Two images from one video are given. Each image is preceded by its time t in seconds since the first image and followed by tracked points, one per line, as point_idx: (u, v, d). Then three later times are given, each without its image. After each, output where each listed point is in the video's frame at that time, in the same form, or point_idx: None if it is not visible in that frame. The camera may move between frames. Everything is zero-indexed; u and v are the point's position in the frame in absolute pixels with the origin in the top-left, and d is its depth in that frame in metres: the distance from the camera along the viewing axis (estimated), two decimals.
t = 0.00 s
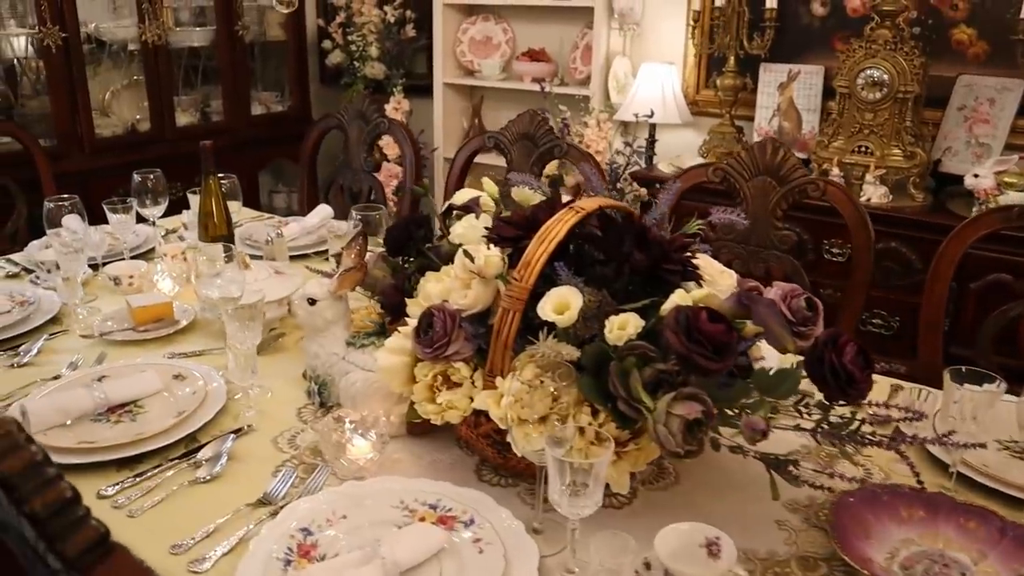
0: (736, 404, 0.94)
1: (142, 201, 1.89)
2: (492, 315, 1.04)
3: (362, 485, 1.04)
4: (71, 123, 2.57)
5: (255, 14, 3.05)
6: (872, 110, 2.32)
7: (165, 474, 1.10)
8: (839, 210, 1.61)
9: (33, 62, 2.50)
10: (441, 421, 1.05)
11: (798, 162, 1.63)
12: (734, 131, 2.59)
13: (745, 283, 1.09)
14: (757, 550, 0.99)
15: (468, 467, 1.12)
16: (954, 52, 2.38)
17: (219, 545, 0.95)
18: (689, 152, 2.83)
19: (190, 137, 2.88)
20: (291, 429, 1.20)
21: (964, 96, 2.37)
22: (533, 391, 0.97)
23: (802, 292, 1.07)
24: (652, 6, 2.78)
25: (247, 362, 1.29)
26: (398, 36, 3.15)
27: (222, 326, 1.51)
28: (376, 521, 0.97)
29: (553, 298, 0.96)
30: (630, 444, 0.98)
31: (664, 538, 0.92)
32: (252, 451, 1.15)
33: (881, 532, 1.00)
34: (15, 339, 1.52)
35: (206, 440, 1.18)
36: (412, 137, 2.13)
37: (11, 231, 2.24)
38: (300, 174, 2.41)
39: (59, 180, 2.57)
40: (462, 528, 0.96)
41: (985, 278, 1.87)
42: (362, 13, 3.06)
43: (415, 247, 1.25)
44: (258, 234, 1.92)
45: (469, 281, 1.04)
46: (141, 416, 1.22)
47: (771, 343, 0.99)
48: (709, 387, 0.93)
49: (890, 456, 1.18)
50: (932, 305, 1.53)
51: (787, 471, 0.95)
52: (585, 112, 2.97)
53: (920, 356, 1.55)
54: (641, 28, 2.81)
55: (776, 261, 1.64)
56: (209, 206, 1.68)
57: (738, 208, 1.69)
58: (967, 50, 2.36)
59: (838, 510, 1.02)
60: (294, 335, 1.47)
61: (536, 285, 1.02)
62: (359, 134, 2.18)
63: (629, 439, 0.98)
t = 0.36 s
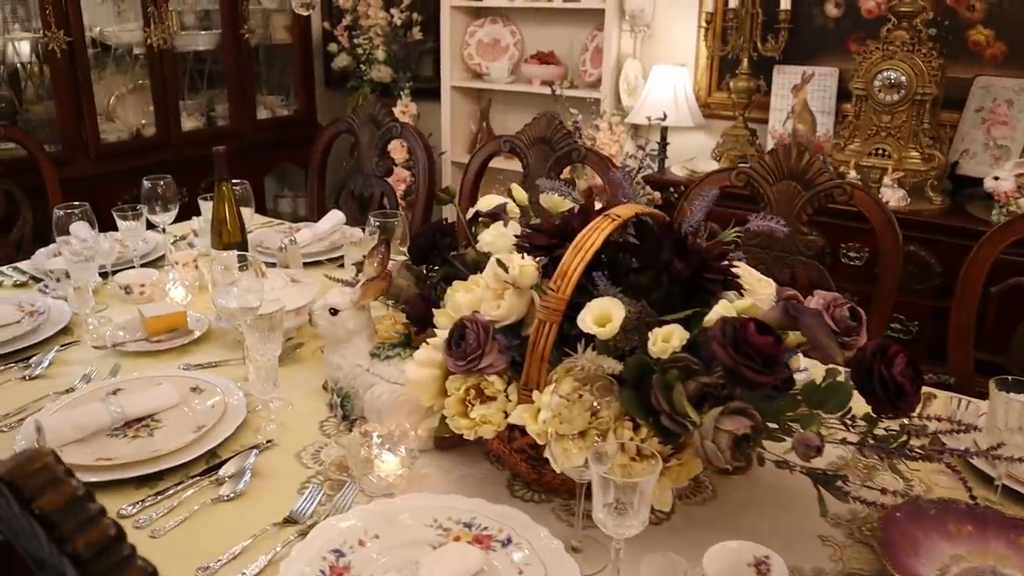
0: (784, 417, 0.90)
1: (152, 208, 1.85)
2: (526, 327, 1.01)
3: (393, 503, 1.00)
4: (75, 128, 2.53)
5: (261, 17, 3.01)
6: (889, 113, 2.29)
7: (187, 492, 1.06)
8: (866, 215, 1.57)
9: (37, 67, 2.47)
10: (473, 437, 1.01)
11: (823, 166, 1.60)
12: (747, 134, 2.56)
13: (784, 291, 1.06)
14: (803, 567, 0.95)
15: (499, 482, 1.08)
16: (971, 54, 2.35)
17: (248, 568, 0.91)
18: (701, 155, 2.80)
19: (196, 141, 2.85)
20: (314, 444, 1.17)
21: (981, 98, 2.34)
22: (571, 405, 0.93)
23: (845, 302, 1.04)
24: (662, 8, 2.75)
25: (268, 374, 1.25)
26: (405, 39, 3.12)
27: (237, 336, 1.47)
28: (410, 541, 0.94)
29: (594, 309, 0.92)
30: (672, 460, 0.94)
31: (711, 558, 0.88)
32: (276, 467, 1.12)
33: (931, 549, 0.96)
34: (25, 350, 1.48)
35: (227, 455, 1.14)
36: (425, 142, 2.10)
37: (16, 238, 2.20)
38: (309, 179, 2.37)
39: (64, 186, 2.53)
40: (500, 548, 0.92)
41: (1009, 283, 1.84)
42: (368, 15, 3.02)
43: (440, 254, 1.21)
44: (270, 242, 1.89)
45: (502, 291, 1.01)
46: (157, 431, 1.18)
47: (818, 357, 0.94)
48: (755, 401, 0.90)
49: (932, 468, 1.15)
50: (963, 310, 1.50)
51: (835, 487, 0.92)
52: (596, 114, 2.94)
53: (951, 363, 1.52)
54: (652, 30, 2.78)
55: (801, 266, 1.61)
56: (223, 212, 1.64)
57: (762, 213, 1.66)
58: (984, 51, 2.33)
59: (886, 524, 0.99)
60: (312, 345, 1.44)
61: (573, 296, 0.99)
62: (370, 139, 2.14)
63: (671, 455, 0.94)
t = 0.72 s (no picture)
0: (834, 430, 0.86)
1: (160, 214, 1.81)
2: (559, 337, 0.97)
3: (422, 521, 0.96)
4: (80, 131, 2.49)
5: (266, 18, 2.97)
6: (908, 113, 2.25)
7: (206, 510, 1.02)
8: (895, 217, 1.54)
9: (40, 70, 2.43)
10: (505, 451, 0.97)
11: (850, 168, 1.56)
12: (762, 135, 2.52)
13: (825, 299, 1.02)
14: None
15: (530, 497, 1.04)
16: (990, 53, 2.31)
17: None
18: (714, 156, 2.76)
19: (202, 145, 2.81)
20: (336, 458, 1.12)
21: (1000, 97, 2.29)
22: (610, 419, 0.89)
23: (891, 310, 1.00)
24: (673, 8, 2.72)
25: (286, 386, 1.21)
26: (412, 41, 3.08)
27: (252, 345, 1.43)
28: (443, 562, 0.90)
29: (634, 319, 0.88)
30: (715, 475, 0.90)
31: None
32: (297, 482, 1.08)
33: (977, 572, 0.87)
34: (34, 360, 1.44)
35: (246, 470, 1.10)
36: (438, 144, 2.06)
37: (21, 244, 2.16)
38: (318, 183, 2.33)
39: (69, 191, 2.49)
40: (537, 569, 0.89)
41: None
42: (374, 17, 2.98)
43: (465, 261, 1.17)
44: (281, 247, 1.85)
45: (535, 300, 0.97)
46: (173, 445, 1.14)
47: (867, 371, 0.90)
48: (803, 414, 0.86)
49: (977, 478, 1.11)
50: (996, 314, 1.46)
51: (886, 503, 0.87)
52: (607, 116, 2.90)
53: (985, 367, 1.48)
54: (663, 30, 2.75)
55: (828, 270, 1.55)
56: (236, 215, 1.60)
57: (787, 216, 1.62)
58: (1004, 50, 2.29)
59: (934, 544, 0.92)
60: (330, 354, 1.40)
61: (611, 305, 0.95)
62: (381, 141, 2.10)
63: (713, 469, 0.90)
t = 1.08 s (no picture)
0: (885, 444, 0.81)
1: (165, 217, 1.75)
2: (591, 347, 0.93)
3: (447, 541, 0.91)
4: (81, 133, 2.45)
5: (270, 18, 2.92)
6: (928, 112, 2.20)
7: (218, 530, 0.97)
8: (925, 219, 1.48)
9: (40, 71, 2.38)
10: (534, 468, 0.92)
11: (877, 168, 1.51)
12: (776, 134, 2.47)
13: (867, 307, 0.97)
14: None
15: (559, 514, 1.00)
16: (1011, 50, 2.27)
17: None
18: (727, 156, 2.71)
19: (206, 146, 2.76)
20: (353, 473, 1.07)
21: (1021, 95, 2.24)
22: (647, 434, 0.85)
23: (939, 318, 0.95)
24: (685, 6, 2.67)
25: (300, 398, 1.16)
26: (417, 40, 3.03)
27: (261, 353, 1.38)
28: None
29: (674, 329, 0.83)
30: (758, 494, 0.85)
31: None
32: (313, 499, 1.03)
33: None
34: (36, 370, 1.39)
35: (259, 486, 1.05)
36: (448, 144, 2.01)
37: (22, 248, 2.11)
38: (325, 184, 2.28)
39: (71, 194, 2.44)
40: None
41: None
42: (379, 15, 2.93)
43: (486, 266, 1.12)
44: (287, 250, 1.79)
45: (565, 309, 0.93)
46: (182, 460, 1.09)
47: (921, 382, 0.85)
48: (854, 431, 0.81)
49: None
50: None
51: (941, 522, 0.81)
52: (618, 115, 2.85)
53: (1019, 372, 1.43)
54: (674, 28, 2.70)
55: (855, 273, 1.49)
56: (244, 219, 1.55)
57: (811, 217, 1.57)
58: None
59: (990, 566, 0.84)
60: (343, 362, 1.35)
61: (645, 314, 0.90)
62: (391, 142, 2.05)
63: (756, 487, 0.85)
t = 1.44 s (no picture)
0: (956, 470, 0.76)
1: (173, 220, 1.69)
2: (633, 363, 0.87)
3: (480, 570, 0.85)
4: (86, 132, 2.39)
5: (277, 16, 2.86)
6: (956, 112, 2.15)
7: (235, 556, 0.91)
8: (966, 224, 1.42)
9: (44, 70, 2.33)
10: (573, 491, 0.87)
11: (915, 171, 1.45)
12: (797, 135, 2.41)
13: (924, 320, 0.92)
14: None
15: (596, 539, 0.94)
16: None
17: None
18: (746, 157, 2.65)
19: (213, 146, 2.70)
20: (375, 493, 1.02)
21: None
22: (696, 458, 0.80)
23: (1003, 331, 0.89)
24: (703, 4, 2.61)
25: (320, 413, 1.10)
26: (427, 39, 2.97)
27: (276, 363, 1.32)
28: None
29: (729, 347, 0.77)
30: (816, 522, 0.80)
31: None
32: (334, 522, 0.97)
33: None
34: (40, 380, 1.33)
35: (277, 507, 0.99)
36: (465, 145, 1.95)
37: (26, 250, 2.06)
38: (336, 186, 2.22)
39: (76, 195, 2.39)
40: None
41: None
42: (388, 14, 2.87)
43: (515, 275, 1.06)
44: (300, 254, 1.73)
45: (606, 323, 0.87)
46: (196, 478, 1.03)
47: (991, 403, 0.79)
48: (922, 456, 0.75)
49: None
50: None
51: (1015, 555, 0.75)
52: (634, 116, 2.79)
53: None
54: (691, 27, 2.64)
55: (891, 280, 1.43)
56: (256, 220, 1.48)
57: (846, 222, 1.51)
58: None
59: None
60: (361, 373, 1.29)
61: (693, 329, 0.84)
62: (404, 143, 2.00)
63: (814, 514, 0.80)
